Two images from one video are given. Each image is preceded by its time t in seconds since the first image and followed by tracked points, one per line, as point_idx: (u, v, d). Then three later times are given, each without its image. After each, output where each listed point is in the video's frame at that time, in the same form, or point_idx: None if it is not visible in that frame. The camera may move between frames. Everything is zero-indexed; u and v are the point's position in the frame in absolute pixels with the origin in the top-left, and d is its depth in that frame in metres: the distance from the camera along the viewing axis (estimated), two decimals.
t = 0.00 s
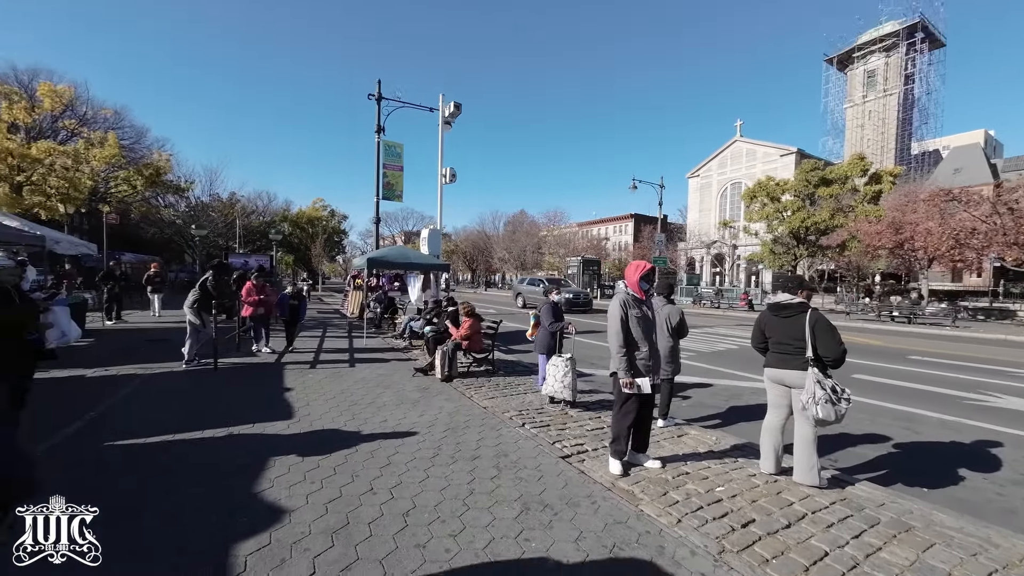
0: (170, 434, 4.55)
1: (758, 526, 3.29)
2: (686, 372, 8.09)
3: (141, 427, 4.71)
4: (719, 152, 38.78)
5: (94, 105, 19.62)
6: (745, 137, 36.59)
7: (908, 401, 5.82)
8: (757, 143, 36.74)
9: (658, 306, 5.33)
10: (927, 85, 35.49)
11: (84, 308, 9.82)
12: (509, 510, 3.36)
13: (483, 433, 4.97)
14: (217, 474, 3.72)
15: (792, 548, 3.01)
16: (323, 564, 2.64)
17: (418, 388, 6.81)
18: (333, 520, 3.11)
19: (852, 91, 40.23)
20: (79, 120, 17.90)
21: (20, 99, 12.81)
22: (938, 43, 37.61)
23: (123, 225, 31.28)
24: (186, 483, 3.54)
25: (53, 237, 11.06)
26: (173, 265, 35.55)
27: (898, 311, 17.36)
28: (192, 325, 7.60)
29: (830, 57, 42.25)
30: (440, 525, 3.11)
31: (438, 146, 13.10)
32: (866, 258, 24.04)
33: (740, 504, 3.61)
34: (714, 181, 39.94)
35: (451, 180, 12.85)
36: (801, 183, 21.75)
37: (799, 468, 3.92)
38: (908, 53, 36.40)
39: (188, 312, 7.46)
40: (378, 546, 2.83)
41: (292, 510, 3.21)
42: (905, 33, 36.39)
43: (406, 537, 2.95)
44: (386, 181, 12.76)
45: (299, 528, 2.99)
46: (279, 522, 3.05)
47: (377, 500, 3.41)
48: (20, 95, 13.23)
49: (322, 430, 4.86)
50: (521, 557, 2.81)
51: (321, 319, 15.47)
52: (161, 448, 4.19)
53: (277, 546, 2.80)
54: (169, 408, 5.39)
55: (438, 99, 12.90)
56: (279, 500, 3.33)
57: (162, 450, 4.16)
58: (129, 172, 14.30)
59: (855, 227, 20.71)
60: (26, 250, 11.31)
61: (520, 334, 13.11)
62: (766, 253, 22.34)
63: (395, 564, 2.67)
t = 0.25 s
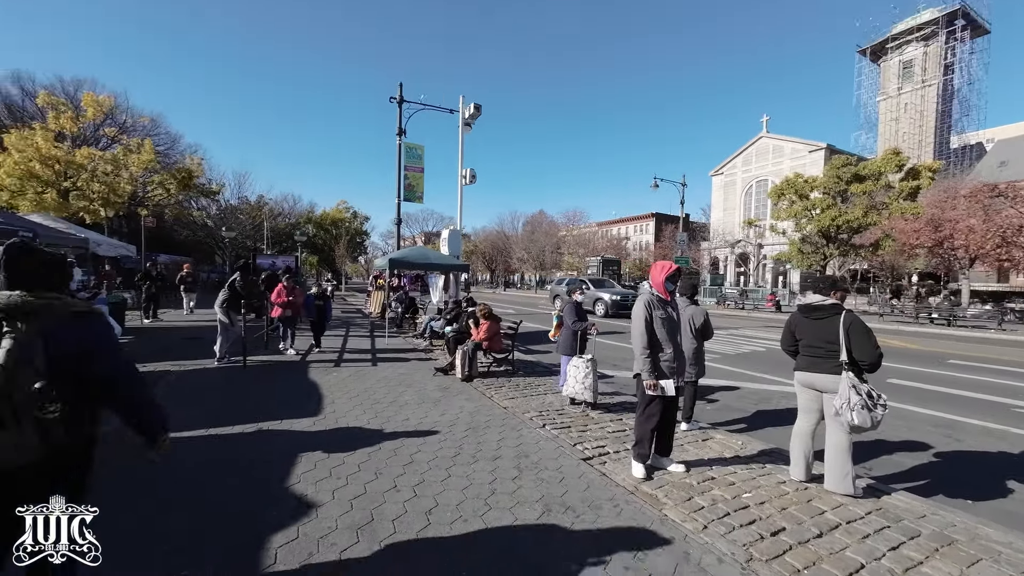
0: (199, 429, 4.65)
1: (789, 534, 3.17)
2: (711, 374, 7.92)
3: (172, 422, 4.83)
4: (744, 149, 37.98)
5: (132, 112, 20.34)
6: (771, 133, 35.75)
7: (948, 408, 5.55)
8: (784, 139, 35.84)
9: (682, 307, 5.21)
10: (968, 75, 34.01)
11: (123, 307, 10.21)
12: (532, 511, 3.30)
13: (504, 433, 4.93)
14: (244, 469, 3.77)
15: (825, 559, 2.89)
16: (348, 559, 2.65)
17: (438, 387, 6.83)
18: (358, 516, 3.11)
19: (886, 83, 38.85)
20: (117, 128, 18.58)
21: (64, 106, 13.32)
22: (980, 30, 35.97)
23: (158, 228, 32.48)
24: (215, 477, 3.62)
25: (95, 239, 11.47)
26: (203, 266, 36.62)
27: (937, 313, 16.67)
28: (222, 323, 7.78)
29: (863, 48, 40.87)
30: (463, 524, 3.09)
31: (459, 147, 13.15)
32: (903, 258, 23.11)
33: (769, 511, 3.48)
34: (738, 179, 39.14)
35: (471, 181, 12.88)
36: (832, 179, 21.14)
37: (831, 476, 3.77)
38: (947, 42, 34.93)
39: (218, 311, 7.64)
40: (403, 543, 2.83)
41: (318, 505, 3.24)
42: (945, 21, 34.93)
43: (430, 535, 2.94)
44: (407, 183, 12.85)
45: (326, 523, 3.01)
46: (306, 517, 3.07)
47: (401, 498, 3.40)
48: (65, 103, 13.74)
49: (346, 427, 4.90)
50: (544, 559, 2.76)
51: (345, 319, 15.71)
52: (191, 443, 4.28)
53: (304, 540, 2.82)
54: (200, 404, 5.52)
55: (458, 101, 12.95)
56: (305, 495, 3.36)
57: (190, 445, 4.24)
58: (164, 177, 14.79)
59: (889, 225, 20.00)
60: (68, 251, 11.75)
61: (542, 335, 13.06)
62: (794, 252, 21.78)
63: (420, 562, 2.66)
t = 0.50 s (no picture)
0: (232, 424, 4.77)
1: (828, 544, 3.02)
2: (742, 376, 7.68)
3: (207, 417, 4.97)
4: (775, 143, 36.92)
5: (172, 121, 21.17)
6: (804, 126, 34.64)
7: (1000, 415, 5.22)
8: (817, 133, 34.65)
9: (712, 307, 5.07)
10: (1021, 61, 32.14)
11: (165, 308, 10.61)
12: (559, 512, 3.25)
13: (529, 434, 4.88)
14: (275, 464, 3.84)
15: (869, 572, 2.73)
16: (379, 554, 2.67)
17: (463, 387, 6.83)
18: (388, 512, 3.12)
19: (930, 72, 37.09)
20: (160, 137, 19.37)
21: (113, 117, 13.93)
22: None
23: (197, 232, 33.74)
24: (248, 470, 3.71)
25: (141, 243, 11.98)
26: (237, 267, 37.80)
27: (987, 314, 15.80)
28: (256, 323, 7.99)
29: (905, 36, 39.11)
30: (487, 519, 3.12)
31: (482, 148, 13.16)
32: (950, 257, 21.88)
33: (806, 519, 3.33)
34: (769, 175, 38.08)
35: (495, 181, 12.88)
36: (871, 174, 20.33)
37: (873, 484, 3.59)
38: (998, 26, 33.07)
39: (253, 311, 7.83)
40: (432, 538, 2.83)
41: (351, 499, 3.27)
42: (995, 4, 33.09)
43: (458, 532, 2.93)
44: (431, 185, 12.93)
45: (357, 517, 3.03)
46: (338, 511, 3.10)
47: (430, 494, 3.41)
48: (115, 115, 14.41)
49: (373, 424, 4.95)
50: (572, 560, 2.70)
51: (371, 319, 15.94)
52: (224, 438, 4.38)
53: (337, 533, 2.85)
54: (233, 400, 5.68)
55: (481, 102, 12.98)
56: (337, 490, 3.40)
57: (224, 439, 4.35)
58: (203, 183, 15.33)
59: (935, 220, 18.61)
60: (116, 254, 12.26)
61: (567, 335, 12.96)
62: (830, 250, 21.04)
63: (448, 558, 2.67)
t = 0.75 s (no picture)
0: (265, 421, 4.86)
1: (874, 558, 2.85)
2: (778, 379, 7.38)
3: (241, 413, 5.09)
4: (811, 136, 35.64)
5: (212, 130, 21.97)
6: (843, 118, 33.30)
7: None
8: (857, 124, 33.24)
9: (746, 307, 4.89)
10: None
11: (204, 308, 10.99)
12: (587, 515, 3.17)
13: (556, 435, 4.79)
14: (307, 460, 3.88)
15: None
16: (411, 554, 2.66)
17: (489, 387, 6.80)
18: (417, 511, 3.12)
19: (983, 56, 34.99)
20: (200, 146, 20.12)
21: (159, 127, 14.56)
22: None
23: (233, 236, 34.94)
24: (280, 464, 3.78)
25: (185, 247, 12.43)
26: (270, 269, 38.88)
27: None
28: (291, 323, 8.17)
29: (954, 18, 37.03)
30: (514, 518, 3.09)
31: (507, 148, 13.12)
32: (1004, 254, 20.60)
33: (850, 530, 3.15)
34: (805, 169, 36.80)
35: (519, 181, 12.82)
36: (917, 165, 19.34)
37: (924, 496, 3.36)
38: None
39: (288, 311, 8.02)
40: (461, 539, 2.82)
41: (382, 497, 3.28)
42: None
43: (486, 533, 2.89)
44: (456, 186, 12.98)
45: (388, 516, 3.05)
46: (369, 509, 3.12)
47: (459, 494, 3.39)
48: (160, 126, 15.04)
49: (401, 423, 4.95)
50: (601, 566, 2.63)
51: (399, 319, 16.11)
52: (257, 433, 4.46)
53: (369, 532, 2.87)
54: (266, 397, 5.81)
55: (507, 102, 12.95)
56: (370, 487, 3.41)
57: (257, 435, 4.43)
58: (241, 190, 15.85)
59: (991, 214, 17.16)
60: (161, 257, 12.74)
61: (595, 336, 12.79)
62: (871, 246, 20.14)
63: (477, 558, 2.65)
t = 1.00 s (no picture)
0: (293, 419, 4.93)
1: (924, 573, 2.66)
2: (814, 381, 7.09)
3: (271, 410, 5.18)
4: (845, 127, 34.37)
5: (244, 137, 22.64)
6: (880, 107, 32.00)
7: None
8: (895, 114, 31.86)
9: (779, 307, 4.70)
10: None
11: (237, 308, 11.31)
12: (614, 518, 3.08)
13: (582, 436, 4.70)
14: (336, 456, 3.92)
15: None
16: (439, 551, 2.64)
17: (513, 387, 6.75)
18: (444, 509, 3.10)
19: None
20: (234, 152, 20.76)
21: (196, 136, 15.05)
22: None
23: (265, 239, 36.00)
24: (313, 460, 3.83)
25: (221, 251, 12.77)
26: (299, 270, 39.83)
27: None
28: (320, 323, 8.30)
29: None
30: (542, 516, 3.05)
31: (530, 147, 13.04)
32: None
33: (896, 542, 2.96)
34: (839, 162, 35.54)
35: (541, 181, 12.74)
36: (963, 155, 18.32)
37: (977, 507, 3.14)
38: None
39: (318, 312, 8.14)
40: (489, 538, 2.78)
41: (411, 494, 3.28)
42: None
43: (514, 533, 2.84)
44: (477, 187, 12.98)
45: (417, 512, 3.05)
46: (399, 505, 3.13)
47: (487, 492, 3.36)
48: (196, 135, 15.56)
49: (425, 422, 4.95)
50: (630, 570, 2.55)
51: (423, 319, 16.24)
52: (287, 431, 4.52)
53: (398, 528, 2.86)
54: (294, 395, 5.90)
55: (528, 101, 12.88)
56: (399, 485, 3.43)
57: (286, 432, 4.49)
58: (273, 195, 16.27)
59: None
60: (197, 261, 13.11)
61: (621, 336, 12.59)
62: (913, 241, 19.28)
63: (505, 558, 2.60)
